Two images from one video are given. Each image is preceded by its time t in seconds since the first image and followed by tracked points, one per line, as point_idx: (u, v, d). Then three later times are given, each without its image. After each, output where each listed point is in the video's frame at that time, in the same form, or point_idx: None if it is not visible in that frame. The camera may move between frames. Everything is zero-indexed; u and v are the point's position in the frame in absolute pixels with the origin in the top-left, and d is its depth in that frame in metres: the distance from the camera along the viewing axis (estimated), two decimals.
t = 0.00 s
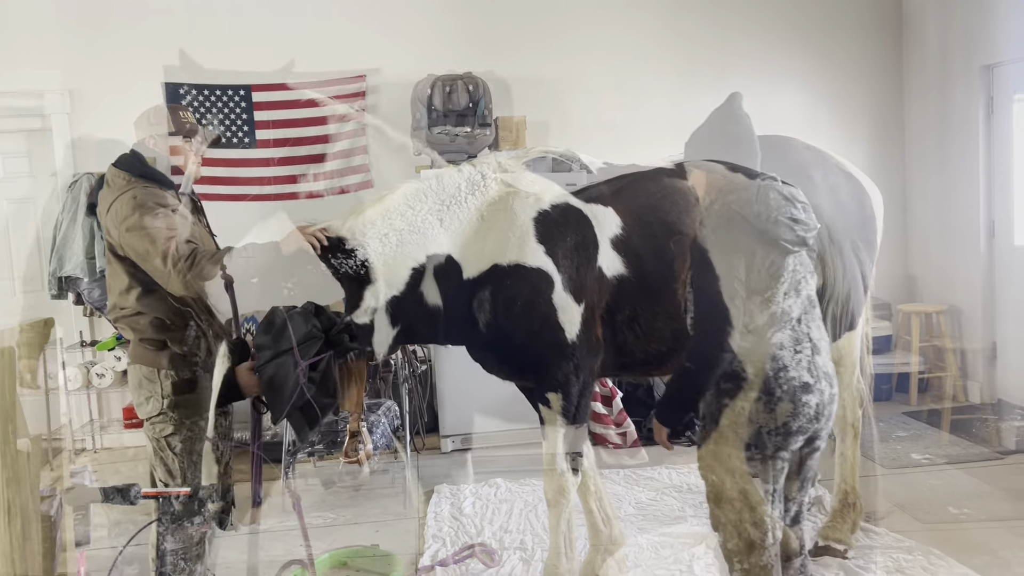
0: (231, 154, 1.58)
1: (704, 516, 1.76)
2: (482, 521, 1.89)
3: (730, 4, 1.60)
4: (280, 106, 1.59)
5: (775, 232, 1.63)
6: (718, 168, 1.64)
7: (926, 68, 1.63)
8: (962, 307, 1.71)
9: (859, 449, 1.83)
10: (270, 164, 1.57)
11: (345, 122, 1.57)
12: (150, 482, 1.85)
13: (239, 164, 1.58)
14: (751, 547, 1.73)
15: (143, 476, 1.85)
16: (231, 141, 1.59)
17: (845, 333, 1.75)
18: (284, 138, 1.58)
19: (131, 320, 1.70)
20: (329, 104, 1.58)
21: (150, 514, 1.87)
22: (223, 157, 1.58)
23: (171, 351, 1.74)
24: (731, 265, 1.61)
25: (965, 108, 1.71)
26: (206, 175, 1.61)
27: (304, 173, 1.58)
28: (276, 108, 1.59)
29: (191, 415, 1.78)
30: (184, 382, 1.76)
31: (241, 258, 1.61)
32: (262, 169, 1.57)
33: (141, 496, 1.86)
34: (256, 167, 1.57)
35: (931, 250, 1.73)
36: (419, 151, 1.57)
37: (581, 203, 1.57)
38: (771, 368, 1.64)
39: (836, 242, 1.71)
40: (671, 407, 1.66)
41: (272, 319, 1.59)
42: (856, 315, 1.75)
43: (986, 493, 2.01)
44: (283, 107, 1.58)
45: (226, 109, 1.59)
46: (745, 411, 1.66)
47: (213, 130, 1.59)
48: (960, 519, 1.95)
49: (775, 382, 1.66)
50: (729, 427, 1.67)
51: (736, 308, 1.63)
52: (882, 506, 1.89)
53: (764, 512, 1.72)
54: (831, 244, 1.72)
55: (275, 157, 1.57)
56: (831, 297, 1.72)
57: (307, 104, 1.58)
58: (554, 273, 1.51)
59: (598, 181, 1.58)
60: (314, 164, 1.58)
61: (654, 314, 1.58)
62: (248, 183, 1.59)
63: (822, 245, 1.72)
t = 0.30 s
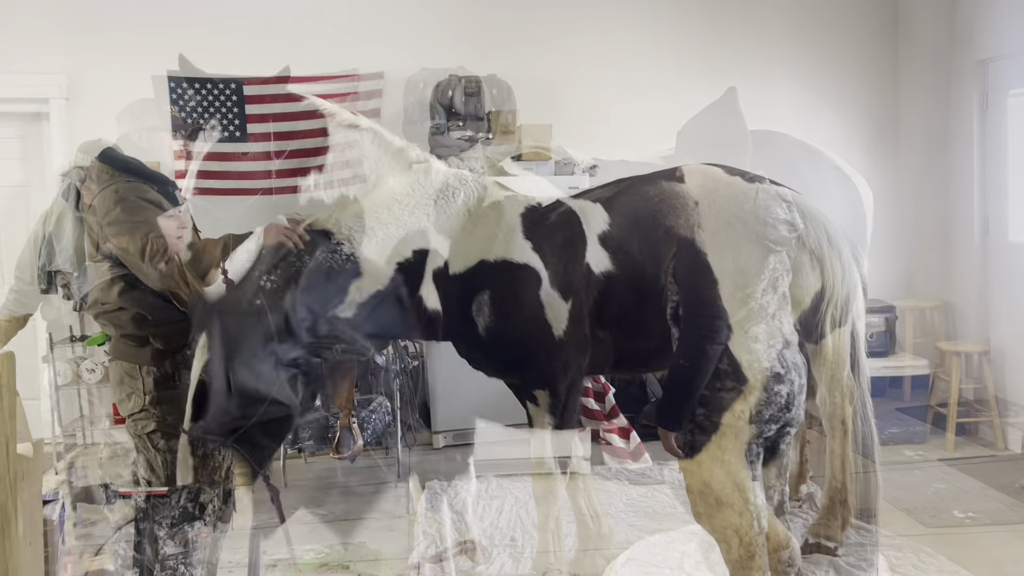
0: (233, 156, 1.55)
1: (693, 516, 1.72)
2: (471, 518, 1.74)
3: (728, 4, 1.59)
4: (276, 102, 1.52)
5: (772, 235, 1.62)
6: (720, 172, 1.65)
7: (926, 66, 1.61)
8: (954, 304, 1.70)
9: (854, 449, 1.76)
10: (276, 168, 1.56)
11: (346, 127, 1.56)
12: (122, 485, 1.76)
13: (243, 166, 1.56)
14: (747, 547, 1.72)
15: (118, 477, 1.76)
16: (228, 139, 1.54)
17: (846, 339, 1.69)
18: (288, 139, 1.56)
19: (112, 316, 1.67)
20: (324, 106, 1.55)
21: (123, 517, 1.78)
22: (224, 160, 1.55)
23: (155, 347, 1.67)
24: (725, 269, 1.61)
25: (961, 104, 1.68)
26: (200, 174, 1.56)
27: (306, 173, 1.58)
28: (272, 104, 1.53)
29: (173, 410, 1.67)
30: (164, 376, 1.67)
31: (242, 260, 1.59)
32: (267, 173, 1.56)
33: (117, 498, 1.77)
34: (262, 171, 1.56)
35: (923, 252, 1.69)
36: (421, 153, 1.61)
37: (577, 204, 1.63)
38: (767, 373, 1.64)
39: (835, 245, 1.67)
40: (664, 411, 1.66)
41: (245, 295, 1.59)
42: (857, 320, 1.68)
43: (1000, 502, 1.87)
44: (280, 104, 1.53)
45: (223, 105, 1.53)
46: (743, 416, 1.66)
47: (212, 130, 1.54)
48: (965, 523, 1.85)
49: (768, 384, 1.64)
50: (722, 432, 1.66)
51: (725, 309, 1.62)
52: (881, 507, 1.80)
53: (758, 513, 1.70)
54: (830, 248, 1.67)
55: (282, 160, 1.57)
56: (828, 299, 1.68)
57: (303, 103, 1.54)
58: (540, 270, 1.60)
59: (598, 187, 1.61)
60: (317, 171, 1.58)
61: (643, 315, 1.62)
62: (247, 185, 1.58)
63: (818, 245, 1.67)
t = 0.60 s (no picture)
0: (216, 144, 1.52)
1: (695, 518, 1.48)
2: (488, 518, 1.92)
3: None
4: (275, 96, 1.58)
5: (775, 235, 1.44)
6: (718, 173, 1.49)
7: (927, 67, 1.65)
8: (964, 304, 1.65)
9: (859, 451, 1.54)
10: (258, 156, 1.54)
11: (348, 123, 1.78)
12: (117, 486, 1.39)
13: (227, 156, 1.53)
14: (758, 555, 1.40)
15: (119, 477, 1.38)
16: (211, 132, 1.52)
17: (846, 343, 1.53)
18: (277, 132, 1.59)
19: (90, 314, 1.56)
20: (330, 100, 1.76)
21: (122, 519, 1.41)
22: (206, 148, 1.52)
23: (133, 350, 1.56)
24: (727, 264, 1.42)
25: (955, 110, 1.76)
26: (181, 163, 1.56)
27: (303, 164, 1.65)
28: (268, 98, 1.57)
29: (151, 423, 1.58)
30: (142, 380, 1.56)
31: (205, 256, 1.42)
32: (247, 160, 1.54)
33: (115, 499, 1.40)
34: (243, 159, 1.54)
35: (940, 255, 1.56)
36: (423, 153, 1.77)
37: (579, 205, 1.53)
38: (774, 372, 1.45)
39: (837, 246, 1.47)
40: (661, 416, 1.49)
41: (151, 305, 1.21)
42: (857, 323, 1.52)
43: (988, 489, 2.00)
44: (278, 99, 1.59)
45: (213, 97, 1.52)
46: (746, 419, 1.45)
47: (196, 119, 1.51)
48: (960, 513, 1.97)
49: (771, 385, 1.45)
50: (726, 433, 1.44)
51: (719, 309, 1.42)
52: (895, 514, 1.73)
53: (767, 514, 1.42)
54: (832, 248, 1.46)
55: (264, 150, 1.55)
56: (830, 302, 1.49)
57: (303, 101, 1.69)
58: (528, 267, 1.47)
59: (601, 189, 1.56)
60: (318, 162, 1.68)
61: (640, 318, 1.46)
62: (226, 174, 1.53)
63: (820, 245, 1.45)
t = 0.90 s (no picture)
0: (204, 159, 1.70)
1: (699, 518, 1.39)
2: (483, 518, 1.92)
3: None
4: (260, 109, 1.73)
5: (781, 236, 1.34)
6: (723, 173, 1.43)
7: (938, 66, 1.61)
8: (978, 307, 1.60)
9: (862, 450, 1.43)
10: (243, 168, 1.72)
11: (342, 127, 1.74)
12: (124, 488, 1.28)
13: (215, 169, 1.71)
14: (760, 556, 1.31)
15: (125, 478, 1.28)
16: (195, 142, 1.71)
17: (851, 344, 1.41)
18: (264, 142, 1.74)
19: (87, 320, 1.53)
20: (320, 105, 1.76)
21: (127, 521, 1.27)
22: (196, 163, 1.70)
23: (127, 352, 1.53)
24: (731, 265, 1.33)
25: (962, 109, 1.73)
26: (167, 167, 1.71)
27: (298, 170, 1.73)
28: (252, 113, 1.72)
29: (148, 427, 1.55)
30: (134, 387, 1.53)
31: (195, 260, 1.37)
32: (235, 172, 1.71)
33: (120, 500, 1.28)
34: (230, 170, 1.71)
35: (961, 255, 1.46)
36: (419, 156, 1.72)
37: (583, 207, 1.46)
38: (780, 373, 1.35)
39: (842, 246, 1.36)
40: (663, 423, 1.37)
41: (157, 305, 1.18)
42: (863, 324, 1.41)
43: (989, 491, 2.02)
44: (264, 111, 1.73)
45: (205, 119, 1.71)
46: (751, 420, 1.35)
47: (190, 139, 1.71)
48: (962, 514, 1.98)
49: (778, 386, 1.36)
50: (731, 434, 1.35)
51: (726, 309, 1.32)
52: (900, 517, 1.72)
53: (771, 513, 1.33)
54: (837, 248, 1.35)
55: (251, 162, 1.73)
56: (836, 304, 1.37)
57: (291, 108, 1.75)
58: (529, 268, 1.43)
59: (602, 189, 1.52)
60: (311, 169, 1.73)
61: (638, 322, 1.34)
62: (216, 185, 1.71)
63: (826, 245, 1.34)
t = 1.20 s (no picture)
0: (193, 170, 1.70)
1: (702, 521, 1.38)
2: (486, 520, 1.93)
3: None
4: (251, 117, 1.73)
5: (785, 243, 1.32)
6: (727, 177, 1.42)
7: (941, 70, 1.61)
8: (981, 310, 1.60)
9: (864, 456, 1.42)
10: (232, 178, 1.72)
11: (340, 131, 1.75)
12: (128, 489, 1.28)
13: (204, 179, 1.70)
14: (765, 559, 1.31)
15: (129, 479, 1.28)
16: (186, 154, 1.71)
17: (855, 349, 1.39)
18: (253, 150, 1.74)
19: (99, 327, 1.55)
20: (315, 110, 1.77)
21: (132, 522, 1.29)
22: (184, 174, 1.70)
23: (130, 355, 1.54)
24: (736, 272, 1.31)
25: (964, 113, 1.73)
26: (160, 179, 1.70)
27: (295, 176, 1.75)
28: (241, 121, 1.72)
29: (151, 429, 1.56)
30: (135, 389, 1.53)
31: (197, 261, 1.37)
32: (223, 182, 1.72)
33: (126, 501, 1.29)
34: (219, 180, 1.71)
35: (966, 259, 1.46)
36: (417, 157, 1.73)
37: (586, 209, 1.45)
38: (784, 379, 1.34)
39: (847, 252, 1.34)
40: (667, 429, 1.35)
41: (161, 307, 1.20)
42: (866, 329, 1.40)
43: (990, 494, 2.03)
44: (255, 118, 1.73)
45: (193, 130, 1.72)
46: (756, 425, 1.34)
47: (177, 151, 1.71)
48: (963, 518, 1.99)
49: (782, 392, 1.35)
50: (734, 440, 1.33)
51: (730, 317, 1.30)
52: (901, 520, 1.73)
53: (775, 516, 1.32)
54: (842, 255, 1.34)
55: (240, 171, 1.73)
56: (840, 311, 1.36)
57: (285, 115, 1.76)
58: (533, 272, 1.42)
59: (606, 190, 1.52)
60: (309, 173, 1.74)
61: (642, 329, 1.33)
62: (206, 195, 1.71)
63: (830, 252, 1.33)
